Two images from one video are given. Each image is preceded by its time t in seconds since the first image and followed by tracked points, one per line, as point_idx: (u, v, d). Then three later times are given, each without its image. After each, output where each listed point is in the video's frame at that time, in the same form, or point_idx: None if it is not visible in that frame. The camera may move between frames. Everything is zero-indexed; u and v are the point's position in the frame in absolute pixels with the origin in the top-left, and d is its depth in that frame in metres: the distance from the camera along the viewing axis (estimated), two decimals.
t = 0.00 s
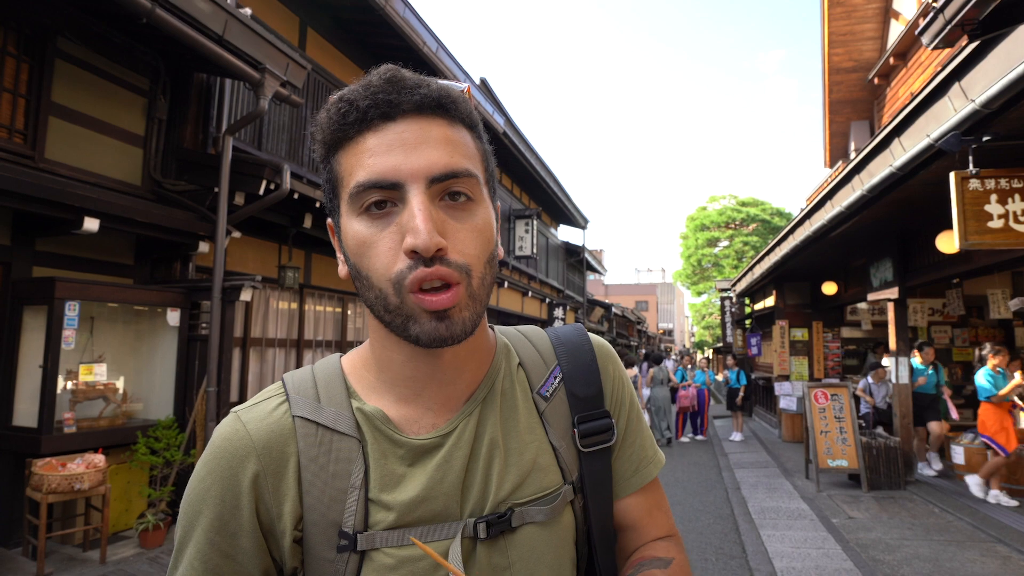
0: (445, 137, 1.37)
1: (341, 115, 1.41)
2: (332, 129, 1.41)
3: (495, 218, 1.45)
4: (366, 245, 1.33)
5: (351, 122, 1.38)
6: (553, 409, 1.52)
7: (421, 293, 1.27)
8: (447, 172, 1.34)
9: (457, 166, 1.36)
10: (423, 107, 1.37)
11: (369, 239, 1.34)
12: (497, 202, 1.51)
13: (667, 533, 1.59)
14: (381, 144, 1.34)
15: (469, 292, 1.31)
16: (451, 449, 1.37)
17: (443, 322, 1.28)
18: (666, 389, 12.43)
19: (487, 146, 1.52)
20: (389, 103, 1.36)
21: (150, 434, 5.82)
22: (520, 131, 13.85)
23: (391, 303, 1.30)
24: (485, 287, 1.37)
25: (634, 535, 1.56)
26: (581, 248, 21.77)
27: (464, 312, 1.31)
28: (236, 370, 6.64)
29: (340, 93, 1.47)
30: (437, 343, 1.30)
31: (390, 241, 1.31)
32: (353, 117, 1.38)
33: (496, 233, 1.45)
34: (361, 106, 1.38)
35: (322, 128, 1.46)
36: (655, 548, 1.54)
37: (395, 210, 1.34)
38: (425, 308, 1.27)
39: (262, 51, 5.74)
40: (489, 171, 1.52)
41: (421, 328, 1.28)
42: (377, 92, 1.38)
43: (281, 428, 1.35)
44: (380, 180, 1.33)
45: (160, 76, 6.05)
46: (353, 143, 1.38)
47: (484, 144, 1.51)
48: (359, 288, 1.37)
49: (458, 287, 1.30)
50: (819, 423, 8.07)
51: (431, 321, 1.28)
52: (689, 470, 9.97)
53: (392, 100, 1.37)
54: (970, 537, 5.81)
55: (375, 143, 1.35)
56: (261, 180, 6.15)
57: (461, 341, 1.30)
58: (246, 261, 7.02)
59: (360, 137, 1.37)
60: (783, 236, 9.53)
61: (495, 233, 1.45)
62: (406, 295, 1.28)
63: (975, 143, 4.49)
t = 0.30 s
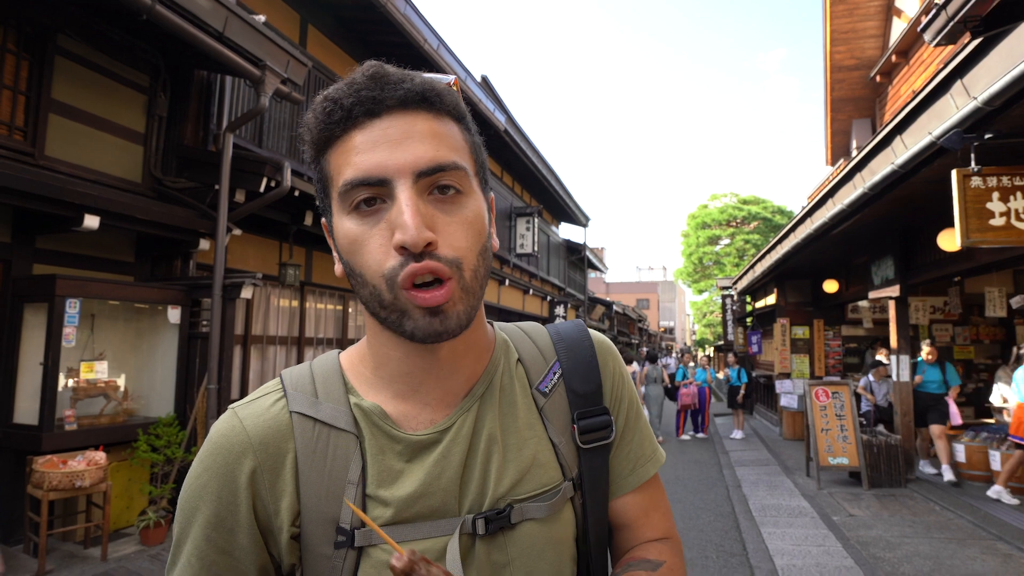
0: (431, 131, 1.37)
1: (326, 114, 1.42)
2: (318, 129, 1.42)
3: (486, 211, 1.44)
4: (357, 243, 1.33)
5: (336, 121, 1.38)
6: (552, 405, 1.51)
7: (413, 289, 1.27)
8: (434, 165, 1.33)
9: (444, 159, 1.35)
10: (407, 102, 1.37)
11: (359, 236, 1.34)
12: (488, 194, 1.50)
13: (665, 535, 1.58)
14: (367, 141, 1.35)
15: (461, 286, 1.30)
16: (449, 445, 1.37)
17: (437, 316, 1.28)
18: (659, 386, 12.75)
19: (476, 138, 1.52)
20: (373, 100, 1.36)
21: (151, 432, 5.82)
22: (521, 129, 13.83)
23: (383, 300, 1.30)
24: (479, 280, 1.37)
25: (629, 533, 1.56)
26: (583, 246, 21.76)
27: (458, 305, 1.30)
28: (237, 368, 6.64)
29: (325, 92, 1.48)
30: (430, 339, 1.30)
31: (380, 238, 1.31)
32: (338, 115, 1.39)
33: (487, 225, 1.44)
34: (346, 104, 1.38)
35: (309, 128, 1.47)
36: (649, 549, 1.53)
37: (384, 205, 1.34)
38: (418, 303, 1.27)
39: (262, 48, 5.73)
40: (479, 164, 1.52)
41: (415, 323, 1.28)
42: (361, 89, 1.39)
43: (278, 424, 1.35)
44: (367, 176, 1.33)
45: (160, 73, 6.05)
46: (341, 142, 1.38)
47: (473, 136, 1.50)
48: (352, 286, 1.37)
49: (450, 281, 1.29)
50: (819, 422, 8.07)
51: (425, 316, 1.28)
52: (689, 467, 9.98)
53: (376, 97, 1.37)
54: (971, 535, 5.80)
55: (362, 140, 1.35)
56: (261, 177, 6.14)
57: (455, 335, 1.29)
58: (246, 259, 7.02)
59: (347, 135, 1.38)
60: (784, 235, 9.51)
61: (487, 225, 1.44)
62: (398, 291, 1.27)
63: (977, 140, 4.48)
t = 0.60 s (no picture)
0: (439, 133, 1.36)
1: (328, 113, 1.39)
2: (320, 129, 1.39)
3: (490, 214, 1.46)
4: (365, 248, 1.32)
5: (341, 121, 1.36)
6: (552, 402, 1.51)
7: (426, 298, 1.27)
8: (444, 171, 1.33)
9: (453, 164, 1.35)
10: (415, 103, 1.36)
11: (367, 242, 1.32)
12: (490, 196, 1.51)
13: (678, 524, 1.59)
14: (375, 144, 1.32)
15: (472, 292, 1.32)
16: (449, 443, 1.37)
17: (449, 323, 1.28)
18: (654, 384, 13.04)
19: (478, 138, 1.52)
20: (380, 101, 1.34)
21: (152, 430, 5.82)
22: (522, 128, 13.81)
23: (392, 307, 1.29)
24: (486, 286, 1.38)
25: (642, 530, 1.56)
26: (584, 245, 21.75)
27: (469, 311, 1.31)
28: (239, 366, 6.64)
29: (326, 89, 1.45)
30: (441, 342, 1.29)
31: (390, 245, 1.30)
32: (343, 115, 1.36)
33: (491, 228, 1.46)
34: (351, 104, 1.36)
35: (309, 126, 1.43)
36: (670, 540, 1.54)
37: (393, 211, 1.32)
38: (429, 310, 1.27)
39: (263, 46, 5.72)
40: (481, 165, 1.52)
41: (425, 329, 1.28)
42: (367, 89, 1.37)
43: (275, 424, 1.35)
44: (377, 182, 1.31)
45: (161, 71, 6.04)
46: (346, 143, 1.36)
47: (475, 137, 1.50)
48: (357, 291, 1.36)
49: (462, 288, 1.30)
50: (820, 421, 8.07)
51: (436, 323, 1.28)
52: (690, 466, 9.98)
53: (383, 97, 1.35)
54: (972, 535, 5.80)
55: (369, 142, 1.33)
56: (262, 175, 6.14)
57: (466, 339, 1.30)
58: (247, 258, 7.01)
59: (353, 136, 1.35)
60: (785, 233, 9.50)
61: (491, 228, 1.45)
62: (408, 299, 1.27)
63: (980, 139, 4.46)
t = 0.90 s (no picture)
0: (470, 160, 1.32)
1: (352, 125, 1.33)
2: (343, 140, 1.33)
3: (509, 236, 1.46)
4: (382, 274, 1.32)
5: (368, 140, 1.30)
6: (551, 400, 1.50)
7: (444, 332, 1.30)
8: (472, 206, 1.31)
9: (483, 197, 1.33)
10: (449, 127, 1.31)
11: (385, 268, 1.32)
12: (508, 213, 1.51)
13: (680, 526, 1.59)
14: (403, 170, 1.28)
15: (487, 323, 1.36)
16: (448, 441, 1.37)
17: (463, 354, 1.32)
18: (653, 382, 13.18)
19: (502, 153, 1.50)
20: (413, 123, 1.29)
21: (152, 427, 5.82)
22: (523, 126, 13.80)
23: (405, 332, 1.32)
24: (498, 309, 1.42)
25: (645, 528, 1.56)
26: (584, 244, 21.74)
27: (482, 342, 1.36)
28: (240, 363, 6.65)
29: (349, 93, 1.37)
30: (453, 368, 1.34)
31: (409, 274, 1.30)
32: (369, 134, 1.30)
33: (507, 249, 1.47)
34: (380, 123, 1.29)
35: (329, 131, 1.37)
36: (674, 539, 1.54)
37: (415, 239, 1.32)
38: (445, 340, 1.30)
39: (265, 43, 5.72)
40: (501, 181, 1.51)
41: (436, 354, 1.31)
42: (398, 109, 1.30)
43: (275, 421, 1.36)
44: (402, 212, 1.29)
45: (162, 68, 6.03)
46: (370, 162, 1.31)
47: (501, 154, 1.48)
48: (370, 308, 1.37)
49: (478, 323, 1.34)
50: (821, 420, 8.06)
51: (451, 356, 1.32)
52: (690, 465, 9.98)
53: (415, 120, 1.29)
54: (972, 534, 5.80)
55: (395, 167, 1.29)
56: (264, 173, 6.14)
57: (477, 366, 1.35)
58: (248, 255, 7.01)
59: (378, 156, 1.30)
60: (786, 233, 9.49)
61: (507, 249, 1.46)
62: (426, 331, 1.30)
63: (983, 138, 4.46)
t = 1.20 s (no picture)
0: (499, 194, 1.32)
1: (381, 147, 1.33)
2: (371, 159, 1.34)
3: (532, 261, 1.48)
4: (401, 295, 1.35)
5: (398, 164, 1.30)
6: (556, 398, 1.50)
7: (459, 357, 1.35)
8: (498, 240, 1.33)
9: (510, 231, 1.34)
10: (481, 160, 1.30)
11: (403, 290, 1.35)
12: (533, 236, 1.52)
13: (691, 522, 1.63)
14: (432, 200, 1.29)
15: (501, 348, 1.40)
16: (452, 441, 1.39)
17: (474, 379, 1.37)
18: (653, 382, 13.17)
19: (532, 176, 1.49)
20: (445, 154, 1.28)
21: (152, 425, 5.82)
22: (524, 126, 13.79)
23: (420, 351, 1.37)
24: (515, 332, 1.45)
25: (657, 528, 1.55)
26: (585, 243, 21.73)
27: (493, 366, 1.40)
28: (240, 362, 6.64)
29: (381, 110, 1.36)
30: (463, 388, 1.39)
31: (427, 300, 1.34)
32: (399, 158, 1.30)
33: (530, 272, 1.48)
34: (412, 151, 1.29)
35: (357, 145, 1.37)
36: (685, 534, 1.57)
37: (437, 265, 1.34)
38: (462, 365, 1.35)
39: (266, 41, 5.71)
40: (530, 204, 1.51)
41: (447, 374, 1.36)
42: (432, 137, 1.29)
43: (279, 421, 1.37)
44: (424, 242, 1.30)
45: (164, 66, 6.02)
46: (396, 185, 1.31)
47: (531, 178, 1.48)
48: (387, 323, 1.41)
49: (493, 350, 1.38)
50: (822, 420, 8.05)
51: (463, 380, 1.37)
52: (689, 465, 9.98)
53: (450, 150, 1.28)
54: (973, 535, 5.80)
55: (423, 195, 1.29)
56: (265, 171, 6.13)
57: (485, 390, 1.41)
58: (249, 253, 7.00)
59: (406, 180, 1.30)
60: (787, 233, 9.48)
61: (530, 273, 1.48)
62: (441, 354, 1.35)
63: (985, 139, 4.45)
